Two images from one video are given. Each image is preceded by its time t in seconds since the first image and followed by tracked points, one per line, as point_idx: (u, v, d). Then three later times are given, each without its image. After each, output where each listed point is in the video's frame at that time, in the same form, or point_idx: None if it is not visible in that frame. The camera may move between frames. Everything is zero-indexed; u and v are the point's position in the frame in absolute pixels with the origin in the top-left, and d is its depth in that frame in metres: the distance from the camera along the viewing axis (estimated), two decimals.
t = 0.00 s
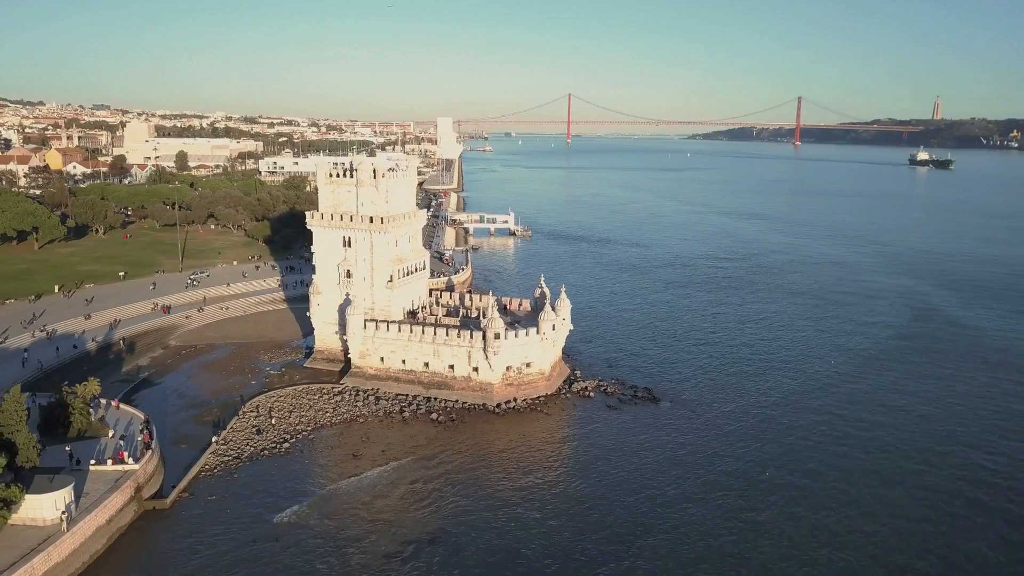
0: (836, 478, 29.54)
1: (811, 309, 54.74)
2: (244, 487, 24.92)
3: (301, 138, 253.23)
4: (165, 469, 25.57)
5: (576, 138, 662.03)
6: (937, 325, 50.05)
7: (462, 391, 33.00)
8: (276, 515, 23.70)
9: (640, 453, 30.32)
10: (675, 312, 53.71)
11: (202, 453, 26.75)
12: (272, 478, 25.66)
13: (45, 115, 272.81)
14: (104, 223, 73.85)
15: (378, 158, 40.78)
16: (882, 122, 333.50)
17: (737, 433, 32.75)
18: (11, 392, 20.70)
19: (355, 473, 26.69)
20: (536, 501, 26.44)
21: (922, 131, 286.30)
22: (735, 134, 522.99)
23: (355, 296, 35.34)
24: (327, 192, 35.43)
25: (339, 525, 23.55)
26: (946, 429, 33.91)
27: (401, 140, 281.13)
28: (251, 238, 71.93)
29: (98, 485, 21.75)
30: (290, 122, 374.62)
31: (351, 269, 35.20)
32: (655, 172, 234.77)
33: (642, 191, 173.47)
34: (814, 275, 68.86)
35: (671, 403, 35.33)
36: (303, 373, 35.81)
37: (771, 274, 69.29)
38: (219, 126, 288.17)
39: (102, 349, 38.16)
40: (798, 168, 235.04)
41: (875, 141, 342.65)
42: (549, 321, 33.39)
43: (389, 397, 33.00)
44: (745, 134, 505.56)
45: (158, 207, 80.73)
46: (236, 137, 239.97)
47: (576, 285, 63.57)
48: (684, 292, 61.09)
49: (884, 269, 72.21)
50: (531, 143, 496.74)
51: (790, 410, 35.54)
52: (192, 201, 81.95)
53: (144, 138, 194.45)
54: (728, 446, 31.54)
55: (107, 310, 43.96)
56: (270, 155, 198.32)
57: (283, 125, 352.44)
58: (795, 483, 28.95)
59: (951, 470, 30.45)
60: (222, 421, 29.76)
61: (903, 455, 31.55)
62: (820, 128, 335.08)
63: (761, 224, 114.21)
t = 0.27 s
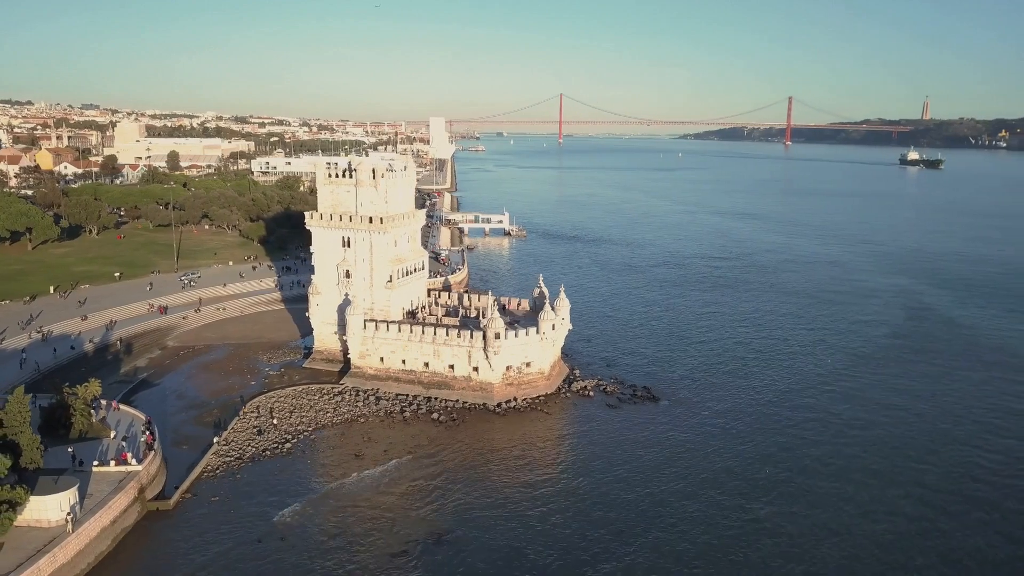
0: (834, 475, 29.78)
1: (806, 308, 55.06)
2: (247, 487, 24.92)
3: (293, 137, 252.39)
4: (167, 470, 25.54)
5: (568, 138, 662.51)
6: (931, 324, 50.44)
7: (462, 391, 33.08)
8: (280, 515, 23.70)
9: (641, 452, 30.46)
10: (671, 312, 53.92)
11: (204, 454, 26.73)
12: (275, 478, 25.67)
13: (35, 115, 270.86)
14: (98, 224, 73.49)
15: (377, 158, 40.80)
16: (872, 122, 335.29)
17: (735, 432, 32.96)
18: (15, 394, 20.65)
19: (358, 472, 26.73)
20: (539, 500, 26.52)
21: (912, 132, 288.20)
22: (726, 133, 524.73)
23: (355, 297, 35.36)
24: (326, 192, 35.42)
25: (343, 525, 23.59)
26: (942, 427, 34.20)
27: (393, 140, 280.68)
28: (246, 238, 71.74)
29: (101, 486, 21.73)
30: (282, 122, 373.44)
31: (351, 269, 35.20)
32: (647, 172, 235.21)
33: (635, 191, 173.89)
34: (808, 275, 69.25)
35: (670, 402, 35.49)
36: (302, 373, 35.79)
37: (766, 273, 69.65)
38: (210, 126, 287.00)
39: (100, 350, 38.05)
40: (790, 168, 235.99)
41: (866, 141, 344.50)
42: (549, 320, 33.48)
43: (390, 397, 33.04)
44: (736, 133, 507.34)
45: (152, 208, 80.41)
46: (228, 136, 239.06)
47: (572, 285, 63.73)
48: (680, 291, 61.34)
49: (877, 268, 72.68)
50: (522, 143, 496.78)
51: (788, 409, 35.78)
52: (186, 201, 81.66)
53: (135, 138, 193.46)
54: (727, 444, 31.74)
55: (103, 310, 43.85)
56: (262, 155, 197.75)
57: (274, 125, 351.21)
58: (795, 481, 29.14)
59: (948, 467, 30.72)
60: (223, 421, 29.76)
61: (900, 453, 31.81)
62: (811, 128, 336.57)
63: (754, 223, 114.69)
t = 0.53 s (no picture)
0: (833, 473, 29.99)
1: (801, 307, 55.40)
2: (250, 488, 24.93)
3: (285, 137, 251.51)
4: (169, 470, 25.51)
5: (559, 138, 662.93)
6: (925, 323, 50.84)
7: (462, 391, 33.15)
8: (283, 515, 23.71)
9: (640, 451, 30.60)
10: (667, 311, 54.14)
11: (205, 454, 26.69)
12: (278, 479, 25.68)
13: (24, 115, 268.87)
14: (91, 224, 73.10)
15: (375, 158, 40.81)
16: (862, 122, 337.20)
17: (734, 430, 33.15)
18: (17, 396, 20.63)
19: (361, 472, 26.76)
20: (541, 499, 26.62)
21: (902, 132, 289.92)
22: (717, 133, 526.42)
23: (354, 297, 35.38)
24: (325, 192, 35.41)
25: (347, 524, 23.61)
26: (938, 425, 34.50)
27: (385, 140, 280.22)
28: (241, 239, 71.55)
29: (104, 487, 21.68)
30: (273, 122, 372.17)
31: (350, 269, 35.19)
32: (639, 172, 235.69)
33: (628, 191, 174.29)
34: (802, 274, 69.63)
35: (669, 401, 35.66)
36: (301, 373, 35.78)
37: (760, 272, 70.01)
38: (201, 125, 285.70)
39: (97, 351, 37.89)
40: (781, 168, 236.99)
41: (856, 141, 346.45)
42: (549, 320, 33.57)
43: (390, 397, 33.08)
44: (727, 133, 509.21)
45: (146, 208, 80.08)
46: (219, 137, 238.08)
47: (568, 284, 63.88)
48: (675, 291, 61.59)
49: (870, 267, 73.21)
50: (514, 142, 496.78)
51: (786, 407, 36.01)
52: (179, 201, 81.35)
53: (126, 138, 192.40)
54: (726, 443, 31.92)
55: (100, 312, 43.72)
56: (254, 155, 197.07)
57: (266, 125, 349.96)
58: (794, 479, 29.32)
59: (945, 465, 31.02)
60: (223, 422, 29.74)
61: (897, 451, 32.07)
62: (802, 128, 338.20)
63: (747, 223, 115.19)
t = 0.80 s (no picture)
0: (831, 471, 30.26)
1: (795, 306, 55.80)
2: (253, 489, 24.92)
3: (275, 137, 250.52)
4: (171, 471, 25.48)
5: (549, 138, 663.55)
6: (917, 322, 51.31)
7: (463, 391, 33.23)
8: (288, 515, 23.72)
9: (640, 450, 30.78)
10: (663, 311, 54.40)
11: (207, 455, 26.67)
12: (282, 479, 25.69)
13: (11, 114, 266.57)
14: (83, 225, 72.66)
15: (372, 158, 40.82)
16: (851, 122, 339.38)
17: (732, 429, 33.38)
18: (21, 397, 20.58)
19: (364, 472, 26.81)
20: (544, 498, 26.73)
21: (891, 132, 291.88)
22: (706, 133, 528.43)
23: (353, 297, 35.39)
24: (324, 193, 35.40)
25: (352, 524, 23.66)
26: (934, 424, 34.86)
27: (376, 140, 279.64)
28: (235, 239, 71.32)
29: (109, 489, 21.64)
30: (263, 121, 370.60)
31: (349, 270, 35.20)
32: (630, 172, 236.18)
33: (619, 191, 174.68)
34: (795, 273, 70.06)
35: (667, 400, 35.88)
36: (300, 374, 35.76)
37: (753, 272, 70.41)
38: (190, 125, 284.07)
39: (94, 352, 37.74)
40: (771, 168, 238.17)
41: (844, 141, 348.67)
42: (548, 320, 33.66)
43: (390, 397, 33.13)
44: (716, 133, 511.19)
45: (138, 208, 79.67)
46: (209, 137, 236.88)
47: (563, 284, 64.07)
48: (670, 290, 61.88)
49: (862, 267, 73.75)
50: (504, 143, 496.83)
51: (782, 406, 36.31)
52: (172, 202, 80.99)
53: (114, 137, 191.14)
54: (725, 441, 32.15)
55: (96, 313, 43.56)
56: (244, 155, 196.22)
57: (255, 125, 348.47)
58: (793, 477, 29.58)
59: (941, 462, 31.36)
60: (224, 423, 29.73)
61: (893, 448, 32.39)
62: (791, 128, 340.03)
63: (738, 223, 115.77)
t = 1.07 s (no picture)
0: (830, 468, 30.52)
1: (790, 305, 56.18)
2: (256, 489, 24.92)
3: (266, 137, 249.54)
4: (174, 472, 25.47)
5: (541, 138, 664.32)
6: (911, 320, 51.75)
7: (463, 390, 33.31)
8: (292, 516, 23.72)
9: (641, 449, 30.93)
10: (659, 310, 54.67)
11: (209, 456, 26.67)
12: (284, 480, 25.72)
13: None
14: (76, 225, 72.28)
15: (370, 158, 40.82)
16: (841, 122, 341.26)
17: (731, 427, 33.61)
18: (25, 398, 20.54)
19: (366, 472, 26.85)
20: (547, 498, 26.84)
21: (881, 132, 293.57)
22: (698, 133, 530.12)
23: (353, 297, 35.40)
24: (323, 193, 35.40)
25: (359, 525, 23.67)
26: (930, 422, 35.15)
27: (368, 140, 279.14)
28: (230, 240, 71.08)
29: (113, 490, 21.62)
30: (254, 121, 369.19)
31: (348, 270, 35.21)
32: (623, 172, 236.63)
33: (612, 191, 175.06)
34: (789, 272, 70.42)
35: (666, 399, 36.05)
36: (300, 374, 35.76)
37: (748, 271, 70.73)
38: (181, 125, 282.53)
39: (91, 353, 37.61)
40: (763, 168, 239.22)
41: (835, 141, 350.72)
42: (548, 320, 33.76)
43: (390, 397, 33.17)
44: (707, 133, 512.98)
45: (132, 209, 79.32)
46: (200, 137, 235.81)
47: (559, 284, 64.26)
48: (666, 290, 62.12)
49: (855, 266, 74.29)
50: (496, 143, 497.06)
51: (780, 403, 36.58)
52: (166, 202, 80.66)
53: (105, 137, 190.15)
54: (724, 440, 32.35)
55: (92, 314, 43.39)
56: (236, 155, 195.58)
57: (246, 125, 347.17)
58: (793, 475, 29.80)
59: (939, 460, 31.62)
60: (225, 423, 29.70)
61: (891, 446, 32.68)
62: (782, 127, 341.54)
63: (731, 223, 116.26)
